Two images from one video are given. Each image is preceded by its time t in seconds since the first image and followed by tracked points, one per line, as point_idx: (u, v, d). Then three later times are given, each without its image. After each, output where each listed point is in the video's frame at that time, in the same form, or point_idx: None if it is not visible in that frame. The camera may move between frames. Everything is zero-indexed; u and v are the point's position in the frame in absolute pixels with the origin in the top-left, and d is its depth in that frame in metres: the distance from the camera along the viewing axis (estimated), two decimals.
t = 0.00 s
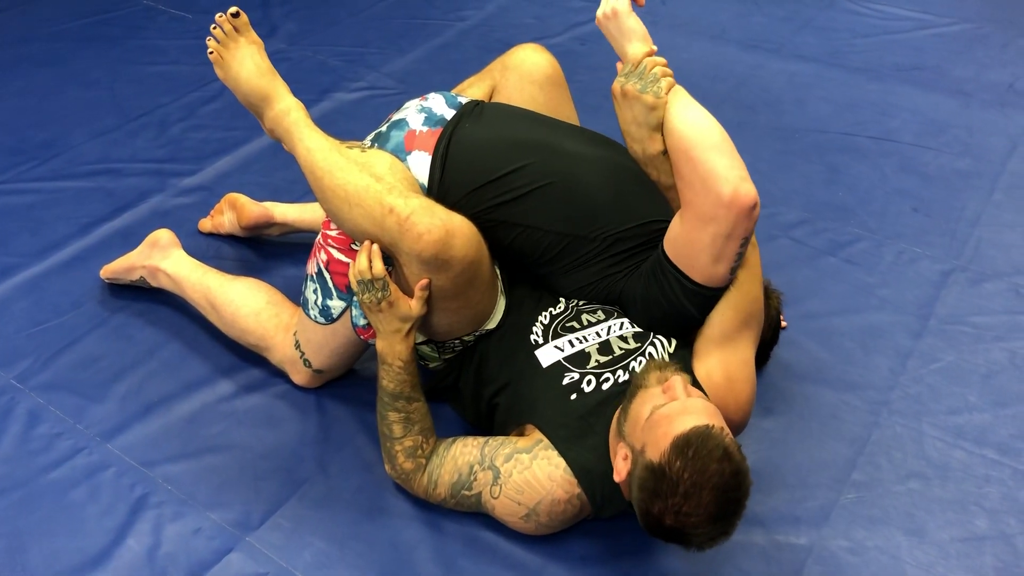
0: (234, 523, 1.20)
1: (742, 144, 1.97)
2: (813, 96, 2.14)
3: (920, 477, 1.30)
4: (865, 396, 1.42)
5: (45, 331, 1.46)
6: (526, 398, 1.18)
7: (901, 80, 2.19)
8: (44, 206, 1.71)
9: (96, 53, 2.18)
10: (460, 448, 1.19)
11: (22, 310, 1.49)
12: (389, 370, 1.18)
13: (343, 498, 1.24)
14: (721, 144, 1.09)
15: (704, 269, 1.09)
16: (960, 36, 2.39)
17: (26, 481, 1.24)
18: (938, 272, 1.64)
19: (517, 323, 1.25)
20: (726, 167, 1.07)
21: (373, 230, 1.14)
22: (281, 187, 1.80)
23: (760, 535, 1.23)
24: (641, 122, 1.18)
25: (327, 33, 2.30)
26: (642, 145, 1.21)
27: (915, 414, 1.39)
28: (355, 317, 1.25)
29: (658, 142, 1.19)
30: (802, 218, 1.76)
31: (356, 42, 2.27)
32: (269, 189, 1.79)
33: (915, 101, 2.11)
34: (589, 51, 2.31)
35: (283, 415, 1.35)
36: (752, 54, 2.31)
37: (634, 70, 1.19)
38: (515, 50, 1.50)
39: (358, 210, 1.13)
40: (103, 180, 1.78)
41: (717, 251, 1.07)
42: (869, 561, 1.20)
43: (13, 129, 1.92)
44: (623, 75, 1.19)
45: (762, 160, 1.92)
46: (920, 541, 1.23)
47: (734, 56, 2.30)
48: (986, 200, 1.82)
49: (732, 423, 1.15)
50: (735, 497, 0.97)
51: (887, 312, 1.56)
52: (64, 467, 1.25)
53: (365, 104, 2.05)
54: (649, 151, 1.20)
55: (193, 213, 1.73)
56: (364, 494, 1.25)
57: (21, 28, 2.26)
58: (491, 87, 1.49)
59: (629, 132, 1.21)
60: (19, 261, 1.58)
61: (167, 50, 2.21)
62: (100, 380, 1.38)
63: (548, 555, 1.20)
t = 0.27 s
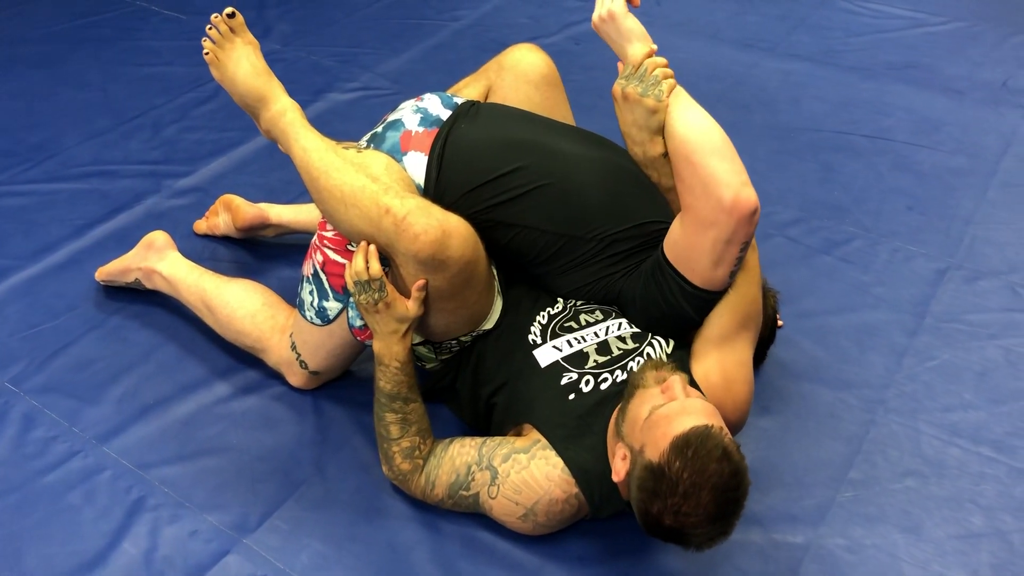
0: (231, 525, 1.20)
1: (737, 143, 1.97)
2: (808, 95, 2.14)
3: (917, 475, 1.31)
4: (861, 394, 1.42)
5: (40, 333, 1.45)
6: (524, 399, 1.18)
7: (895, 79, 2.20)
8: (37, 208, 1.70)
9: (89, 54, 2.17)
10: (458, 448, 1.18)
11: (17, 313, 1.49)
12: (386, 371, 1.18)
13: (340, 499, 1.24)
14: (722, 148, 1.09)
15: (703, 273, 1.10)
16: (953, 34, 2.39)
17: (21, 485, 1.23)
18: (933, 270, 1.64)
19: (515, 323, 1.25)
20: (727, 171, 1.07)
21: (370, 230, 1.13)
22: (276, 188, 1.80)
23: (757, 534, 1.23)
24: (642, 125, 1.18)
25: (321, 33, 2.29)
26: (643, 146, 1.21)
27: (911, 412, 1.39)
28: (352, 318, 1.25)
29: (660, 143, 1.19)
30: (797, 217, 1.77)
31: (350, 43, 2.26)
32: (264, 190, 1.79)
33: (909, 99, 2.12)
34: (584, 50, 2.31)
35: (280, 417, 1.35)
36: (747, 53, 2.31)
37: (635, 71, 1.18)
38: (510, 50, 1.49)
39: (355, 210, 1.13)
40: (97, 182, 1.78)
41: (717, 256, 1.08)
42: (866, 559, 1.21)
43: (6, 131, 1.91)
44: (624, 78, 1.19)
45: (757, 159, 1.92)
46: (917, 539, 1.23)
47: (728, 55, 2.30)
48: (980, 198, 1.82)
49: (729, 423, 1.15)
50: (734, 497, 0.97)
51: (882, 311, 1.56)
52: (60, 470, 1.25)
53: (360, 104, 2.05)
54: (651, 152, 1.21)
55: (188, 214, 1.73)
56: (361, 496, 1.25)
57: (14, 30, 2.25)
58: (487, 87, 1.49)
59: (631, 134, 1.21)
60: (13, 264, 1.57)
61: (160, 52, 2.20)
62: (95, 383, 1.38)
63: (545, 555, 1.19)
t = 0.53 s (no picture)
0: (226, 526, 1.19)
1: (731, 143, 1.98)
2: (802, 94, 2.14)
3: (911, 474, 1.31)
4: (855, 393, 1.43)
5: (33, 335, 1.45)
6: (520, 398, 1.18)
7: (888, 78, 2.20)
8: (30, 210, 1.70)
9: (82, 55, 2.17)
10: (453, 447, 1.18)
11: (10, 314, 1.48)
12: (380, 372, 1.18)
13: (335, 500, 1.24)
14: (721, 147, 1.07)
15: (702, 270, 1.10)
16: (946, 33, 2.40)
17: (15, 487, 1.23)
18: (927, 269, 1.65)
19: (512, 321, 1.25)
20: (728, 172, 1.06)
21: (363, 231, 1.13)
22: (270, 188, 1.80)
23: (752, 533, 1.23)
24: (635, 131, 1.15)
25: (315, 33, 2.29)
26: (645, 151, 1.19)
27: (905, 411, 1.40)
28: (347, 318, 1.25)
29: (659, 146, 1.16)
30: (791, 216, 1.77)
31: (344, 43, 2.26)
32: (258, 191, 1.78)
33: (903, 99, 2.13)
34: (578, 50, 2.31)
35: (274, 418, 1.35)
36: (741, 53, 2.31)
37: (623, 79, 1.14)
38: (503, 50, 1.50)
39: (348, 212, 1.13)
40: (91, 183, 1.77)
41: (717, 254, 1.08)
42: (861, 557, 1.21)
43: None
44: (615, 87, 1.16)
45: (751, 158, 1.93)
46: (911, 537, 1.23)
47: (722, 55, 2.30)
48: (973, 197, 1.83)
49: (725, 425, 1.13)
50: (731, 492, 0.97)
51: (876, 309, 1.57)
52: (53, 472, 1.25)
53: (354, 104, 2.04)
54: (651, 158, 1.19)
55: (182, 215, 1.72)
56: (356, 496, 1.25)
57: (7, 30, 2.24)
58: (480, 88, 1.49)
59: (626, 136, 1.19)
60: (5, 266, 1.57)
61: (153, 52, 2.19)
62: (89, 384, 1.38)
63: (540, 555, 1.19)
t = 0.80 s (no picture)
0: (223, 528, 1.19)
1: (728, 143, 1.98)
2: (799, 95, 2.15)
3: (908, 474, 1.32)
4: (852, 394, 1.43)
5: (30, 336, 1.45)
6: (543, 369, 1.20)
7: (885, 79, 2.21)
8: (27, 210, 1.70)
9: (78, 55, 2.16)
10: (457, 429, 1.19)
11: (6, 315, 1.48)
12: (375, 370, 1.18)
13: (333, 501, 1.24)
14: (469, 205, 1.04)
15: (636, 224, 1.10)
16: (943, 34, 2.40)
17: (11, 488, 1.22)
18: (924, 270, 1.65)
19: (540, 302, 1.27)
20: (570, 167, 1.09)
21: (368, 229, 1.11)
22: (268, 189, 1.80)
23: (750, 533, 1.24)
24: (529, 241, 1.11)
25: (312, 33, 2.29)
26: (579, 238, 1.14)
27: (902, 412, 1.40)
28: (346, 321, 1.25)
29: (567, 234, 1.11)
30: (788, 217, 1.77)
31: (341, 43, 2.26)
32: (256, 191, 1.78)
33: (899, 99, 2.13)
34: (575, 51, 2.31)
35: (272, 419, 1.35)
36: (738, 53, 2.32)
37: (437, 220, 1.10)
38: (495, 51, 1.50)
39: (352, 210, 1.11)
40: (87, 183, 1.77)
41: (631, 202, 1.10)
42: (858, 557, 1.21)
43: None
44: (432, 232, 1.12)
45: (748, 159, 1.93)
46: (908, 537, 1.24)
47: (719, 55, 2.31)
48: (970, 198, 1.83)
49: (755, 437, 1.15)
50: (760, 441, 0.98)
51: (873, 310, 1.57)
52: (50, 474, 1.25)
53: (351, 105, 2.04)
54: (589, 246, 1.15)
55: (179, 216, 1.72)
56: (354, 498, 1.25)
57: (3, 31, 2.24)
58: (474, 88, 1.49)
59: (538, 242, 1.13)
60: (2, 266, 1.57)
61: (150, 53, 2.19)
62: (87, 385, 1.37)
63: (538, 556, 1.20)
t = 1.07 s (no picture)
0: (222, 528, 1.19)
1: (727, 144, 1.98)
2: (797, 95, 2.15)
3: (906, 474, 1.32)
4: (851, 394, 1.43)
5: (28, 337, 1.44)
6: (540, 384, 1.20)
7: (884, 79, 2.21)
8: (25, 211, 1.69)
9: (76, 56, 2.16)
10: (462, 443, 1.18)
11: (5, 316, 1.48)
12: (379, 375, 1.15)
13: (332, 501, 1.24)
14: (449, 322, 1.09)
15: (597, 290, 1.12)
16: (941, 34, 2.41)
17: (10, 489, 1.22)
18: (922, 270, 1.65)
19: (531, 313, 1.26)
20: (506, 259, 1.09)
21: (359, 230, 1.13)
22: (266, 189, 1.79)
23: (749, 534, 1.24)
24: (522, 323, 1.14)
25: (310, 34, 2.29)
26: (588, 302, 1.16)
27: (901, 412, 1.40)
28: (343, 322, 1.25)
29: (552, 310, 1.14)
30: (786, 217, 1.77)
31: (339, 43, 2.26)
32: (255, 192, 1.78)
33: (897, 100, 2.13)
34: (574, 51, 2.31)
35: (271, 420, 1.35)
36: (737, 54, 2.32)
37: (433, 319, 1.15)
38: (494, 52, 1.50)
39: (344, 212, 1.13)
40: (86, 184, 1.77)
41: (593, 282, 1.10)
42: (857, 558, 1.21)
43: None
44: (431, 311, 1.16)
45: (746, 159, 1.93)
46: (907, 538, 1.24)
47: (717, 56, 2.31)
48: (968, 198, 1.83)
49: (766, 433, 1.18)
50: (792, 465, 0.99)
51: (872, 310, 1.57)
52: (49, 474, 1.24)
53: (349, 105, 2.04)
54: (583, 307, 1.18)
55: (177, 217, 1.72)
56: (353, 499, 1.24)
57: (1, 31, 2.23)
58: (472, 89, 1.49)
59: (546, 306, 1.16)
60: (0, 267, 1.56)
61: (148, 53, 2.19)
62: (85, 386, 1.37)
63: (537, 556, 1.20)
